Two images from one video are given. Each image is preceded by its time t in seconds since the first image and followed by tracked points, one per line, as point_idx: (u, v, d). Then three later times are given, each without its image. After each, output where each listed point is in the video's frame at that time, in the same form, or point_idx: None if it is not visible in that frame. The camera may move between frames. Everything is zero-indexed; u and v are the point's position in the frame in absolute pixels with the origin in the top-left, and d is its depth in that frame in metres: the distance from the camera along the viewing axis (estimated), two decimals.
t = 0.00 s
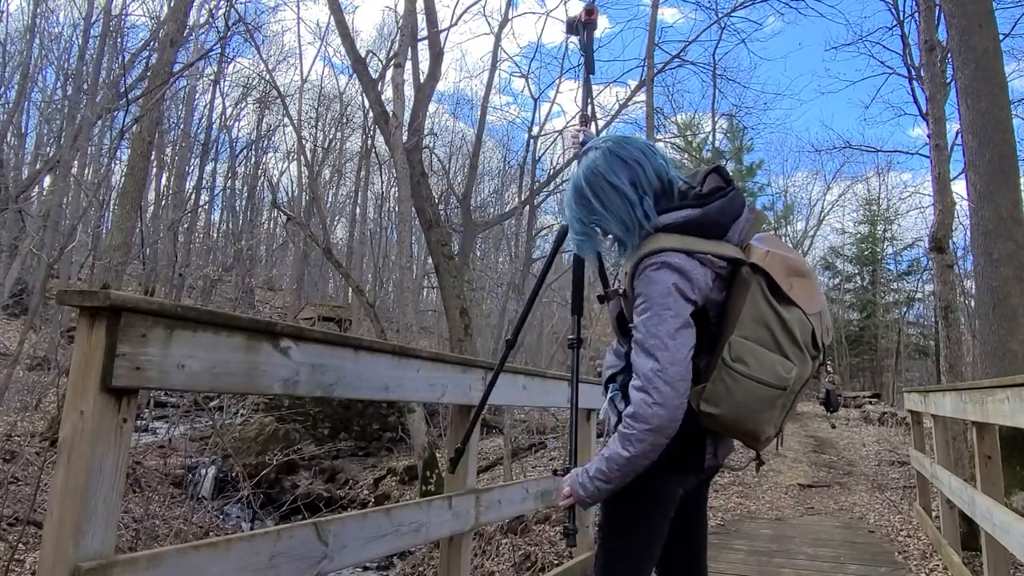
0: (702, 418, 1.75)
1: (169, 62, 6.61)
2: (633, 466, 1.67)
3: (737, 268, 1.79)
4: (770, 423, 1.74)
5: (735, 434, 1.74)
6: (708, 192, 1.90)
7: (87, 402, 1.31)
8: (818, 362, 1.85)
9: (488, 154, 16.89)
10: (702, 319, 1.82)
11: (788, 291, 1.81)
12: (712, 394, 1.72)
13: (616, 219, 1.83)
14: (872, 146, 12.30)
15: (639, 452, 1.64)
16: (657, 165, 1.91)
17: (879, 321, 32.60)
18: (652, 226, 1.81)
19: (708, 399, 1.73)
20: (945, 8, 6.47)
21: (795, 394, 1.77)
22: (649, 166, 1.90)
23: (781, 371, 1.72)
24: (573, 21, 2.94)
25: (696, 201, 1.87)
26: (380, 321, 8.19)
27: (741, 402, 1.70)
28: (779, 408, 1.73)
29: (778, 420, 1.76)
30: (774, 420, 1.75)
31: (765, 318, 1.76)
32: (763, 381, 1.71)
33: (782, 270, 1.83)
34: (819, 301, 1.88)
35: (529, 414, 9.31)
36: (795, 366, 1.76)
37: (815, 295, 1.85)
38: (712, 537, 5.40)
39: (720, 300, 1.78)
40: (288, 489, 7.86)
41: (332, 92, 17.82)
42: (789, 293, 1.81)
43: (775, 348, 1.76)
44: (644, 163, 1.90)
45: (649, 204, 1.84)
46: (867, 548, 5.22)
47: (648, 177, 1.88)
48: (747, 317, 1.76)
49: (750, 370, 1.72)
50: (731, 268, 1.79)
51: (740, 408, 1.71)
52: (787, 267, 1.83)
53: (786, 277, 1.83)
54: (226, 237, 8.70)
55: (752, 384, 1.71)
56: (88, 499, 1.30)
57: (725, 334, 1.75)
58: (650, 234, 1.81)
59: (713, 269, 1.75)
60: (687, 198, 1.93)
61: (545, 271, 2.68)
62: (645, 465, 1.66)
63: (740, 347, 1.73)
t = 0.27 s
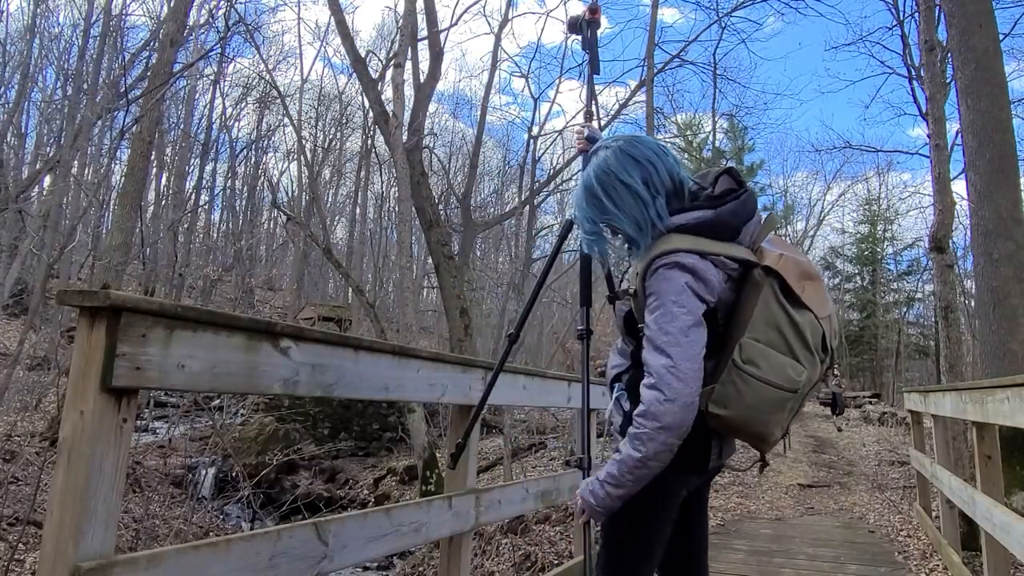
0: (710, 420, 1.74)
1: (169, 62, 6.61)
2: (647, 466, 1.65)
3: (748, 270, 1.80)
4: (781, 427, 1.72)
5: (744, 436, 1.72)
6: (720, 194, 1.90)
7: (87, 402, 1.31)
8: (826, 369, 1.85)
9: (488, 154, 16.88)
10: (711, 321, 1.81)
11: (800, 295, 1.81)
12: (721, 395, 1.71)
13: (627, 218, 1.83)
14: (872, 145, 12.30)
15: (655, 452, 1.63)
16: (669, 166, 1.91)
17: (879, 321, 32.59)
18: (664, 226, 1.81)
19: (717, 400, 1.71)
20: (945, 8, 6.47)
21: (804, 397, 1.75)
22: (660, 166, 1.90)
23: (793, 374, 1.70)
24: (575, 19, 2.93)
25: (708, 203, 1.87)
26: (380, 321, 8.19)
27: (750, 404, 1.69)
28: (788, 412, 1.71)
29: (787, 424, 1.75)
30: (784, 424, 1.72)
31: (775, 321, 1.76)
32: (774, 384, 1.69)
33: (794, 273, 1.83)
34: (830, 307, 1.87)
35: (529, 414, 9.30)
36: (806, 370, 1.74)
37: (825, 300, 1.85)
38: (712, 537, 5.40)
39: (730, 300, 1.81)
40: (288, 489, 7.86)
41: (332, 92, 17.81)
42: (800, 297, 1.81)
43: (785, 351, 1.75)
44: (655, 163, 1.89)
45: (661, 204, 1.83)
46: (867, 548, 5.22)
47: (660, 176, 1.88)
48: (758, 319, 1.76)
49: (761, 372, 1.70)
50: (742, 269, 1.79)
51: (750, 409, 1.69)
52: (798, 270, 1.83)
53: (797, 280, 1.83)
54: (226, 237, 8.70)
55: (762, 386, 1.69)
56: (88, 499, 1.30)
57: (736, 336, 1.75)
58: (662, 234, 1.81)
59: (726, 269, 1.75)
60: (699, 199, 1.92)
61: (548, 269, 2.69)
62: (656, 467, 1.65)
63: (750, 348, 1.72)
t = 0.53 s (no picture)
0: (721, 421, 1.74)
1: (169, 62, 6.61)
2: (645, 466, 1.67)
3: (761, 269, 1.79)
4: (791, 427, 1.74)
5: (755, 436, 1.73)
6: (730, 194, 1.90)
7: (87, 402, 1.31)
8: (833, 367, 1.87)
9: (488, 154, 16.88)
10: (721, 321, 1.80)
11: (809, 295, 1.82)
12: (732, 396, 1.72)
13: (636, 219, 1.82)
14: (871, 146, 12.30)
15: (655, 454, 1.64)
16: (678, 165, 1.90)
17: (879, 321, 32.58)
18: (674, 228, 1.81)
19: (729, 401, 1.72)
20: (945, 8, 6.47)
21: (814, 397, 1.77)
22: (669, 165, 1.89)
23: (804, 374, 1.72)
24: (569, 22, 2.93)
25: (718, 203, 1.86)
26: (380, 321, 8.19)
27: (762, 405, 1.70)
28: (800, 411, 1.72)
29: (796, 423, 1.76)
30: (794, 423, 1.74)
31: (787, 321, 1.77)
32: (786, 384, 1.70)
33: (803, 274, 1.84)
34: (837, 307, 1.89)
35: (529, 414, 9.29)
36: (816, 370, 1.75)
37: (833, 300, 1.87)
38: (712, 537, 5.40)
39: (741, 301, 1.79)
40: (288, 489, 7.86)
41: (332, 92, 17.82)
42: (810, 296, 1.82)
43: (796, 351, 1.76)
44: (664, 162, 1.88)
45: (670, 205, 1.83)
46: (867, 548, 5.22)
47: (669, 176, 1.87)
48: (770, 319, 1.76)
49: (773, 372, 1.71)
50: (754, 269, 1.79)
51: (762, 410, 1.70)
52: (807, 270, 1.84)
53: (808, 280, 1.85)
54: (226, 237, 8.70)
55: (775, 387, 1.70)
56: (88, 499, 1.30)
57: (748, 336, 1.74)
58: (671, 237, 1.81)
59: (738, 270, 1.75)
60: (709, 198, 1.92)
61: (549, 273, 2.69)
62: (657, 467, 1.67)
63: (762, 349, 1.72)
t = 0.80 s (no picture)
0: (735, 423, 1.74)
1: (169, 62, 6.61)
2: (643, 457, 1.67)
3: (776, 274, 1.77)
4: (806, 430, 1.73)
5: (770, 439, 1.73)
6: (745, 199, 1.89)
7: (87, 402, 1.31)
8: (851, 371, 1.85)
9: (488, 154, 16.89)
10: (734, 326, 1.80)
11: (826, 300, 1.80)
12: (747, 398, 1.71)
13: (650, 224, 1.82)
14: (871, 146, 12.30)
15: (632, 443, 1.65)
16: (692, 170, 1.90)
17: (879, 321, 32.58)
18: (687, 232, 1.80)
19: (743, 404, 1.72)
20: (945, 8, 6.47)
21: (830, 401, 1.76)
22: (683, 170, 1.90)
23: (819, 378, 1.70)
24: (581, 17, 2.93)
25: (733, 208, 1.86)
26: (380, 321, 8.19)
27: (777, 409, 1.69)
28: (814, 416, 1.71)
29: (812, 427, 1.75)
30: (809, 428, 1.73)
31: (802, 324, 1.76)
32: (801, 388, 1.69)
33: (820, 277, 1.82)
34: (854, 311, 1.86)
35: (529, 414, 9.28)
36: (831, 374, 1.74)
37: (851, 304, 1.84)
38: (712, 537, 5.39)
39: (754, 306, 1.78)
40: (288, 489, 7.87)
41: (332, 92, 17.82)
42: (827, 300, 1.80)
43: (811, 355, 1.75)
44: (678, 168, 1.89)
45: (683, 209, 1.83)
46: (867, 548, 5.22)
47: (683, 180, 1.88)
48: (784, 323, 1.75)
49: (787, 376, 1.70)
50: (769, 274, 1.77)
51: (777, 414, 1.70)
52: (823, 274, 1.82)
53: (824, 283, 1.81)
54: (226, 236, 8.70)
55: (790, 390, 1.69)
56: (88, 499, 1.30)
57: (761, 340, 1.74)
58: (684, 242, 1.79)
59: (752, 276, 1.74)
60: (723, 203, 1.92)
61: (563, 270, 2.70)
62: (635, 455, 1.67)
63: (777, 353, 1.71)
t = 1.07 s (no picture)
0: (749, 418, 1.74)
1: (169, 62, 6.61)
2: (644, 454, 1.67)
3: (782, 261, 1.77)
4: (824, 422, 1.72)
5: (787, 433, 1.72)
6: (747, 186, 1.88)
7: (87, 402, 1.31)
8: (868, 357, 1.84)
9: (489, 154, 16.89)
10: (742, 316, 1.80)
11: (836, 286, 1.79)
12: (759, 392, 1.71)
13: (646, 218, 1.84)
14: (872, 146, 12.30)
15: (637, 439, 1.64)
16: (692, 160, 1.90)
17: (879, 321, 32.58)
18: (685, 226, 1.81)
19: (756, 398, 1.71)
20: (945, 9, 6.47)
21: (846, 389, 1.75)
22: (683, 159, 1.89)
23: (833, 367, 1.70)
24: (580, 13, 2.93)
25: (734, 196, 1.85)
26: (380, 321, 8.19)
27: (791, 401, 1.69)
28: (831, 407, 1.71)
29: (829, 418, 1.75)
30: (827, 419, 1.72)
31: (813, 313, 1.76)
32: (815, 378, 1.69)
33: (829, 263, 1.81)
34: (868, 295, 1.85)
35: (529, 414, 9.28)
36: (845, 362, 1.73)
37: (864, 288, 1.83)
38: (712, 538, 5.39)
39: (762, 296, 1.78)
40: (288, 489, 7.87)
41: (332, 93, 17.82)
42: (837, 286, 1.79)
43: (824, 343, 1.75)
44: (679, 158, 1.89)
45: (682, 202, 1.84)
46: (867, 548, 5.22)
47: (682, 171, 1.88)
48: (794, 312, 1.75)
49: (800, 367, 1.70)
50: (774, 262, 1.77)
51: (790, 406, 1.69)
52: (832, 259, 1.82)
53: (833, 268, 1.81)
54: (225, 236, 8.70)
55: (804, 381, 1.69)
56: (88, 499, 1.30)
57: (772, 330, 1.74)
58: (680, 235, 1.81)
59: (756, 263, 1.73)
60: (725, 191, 1.91)
61: (580, 263, 2.70)
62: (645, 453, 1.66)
63: (787, 343, 1.71)
